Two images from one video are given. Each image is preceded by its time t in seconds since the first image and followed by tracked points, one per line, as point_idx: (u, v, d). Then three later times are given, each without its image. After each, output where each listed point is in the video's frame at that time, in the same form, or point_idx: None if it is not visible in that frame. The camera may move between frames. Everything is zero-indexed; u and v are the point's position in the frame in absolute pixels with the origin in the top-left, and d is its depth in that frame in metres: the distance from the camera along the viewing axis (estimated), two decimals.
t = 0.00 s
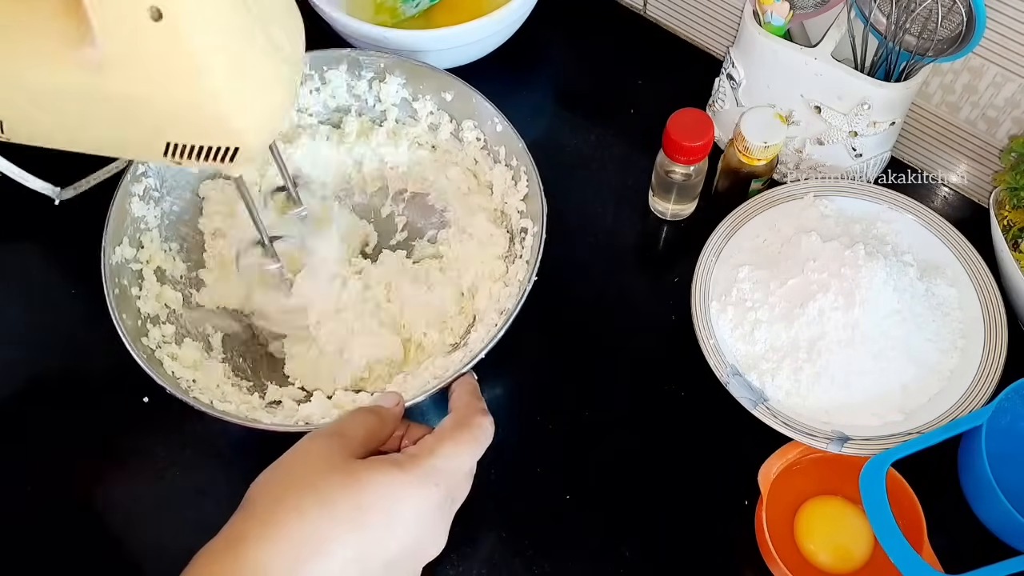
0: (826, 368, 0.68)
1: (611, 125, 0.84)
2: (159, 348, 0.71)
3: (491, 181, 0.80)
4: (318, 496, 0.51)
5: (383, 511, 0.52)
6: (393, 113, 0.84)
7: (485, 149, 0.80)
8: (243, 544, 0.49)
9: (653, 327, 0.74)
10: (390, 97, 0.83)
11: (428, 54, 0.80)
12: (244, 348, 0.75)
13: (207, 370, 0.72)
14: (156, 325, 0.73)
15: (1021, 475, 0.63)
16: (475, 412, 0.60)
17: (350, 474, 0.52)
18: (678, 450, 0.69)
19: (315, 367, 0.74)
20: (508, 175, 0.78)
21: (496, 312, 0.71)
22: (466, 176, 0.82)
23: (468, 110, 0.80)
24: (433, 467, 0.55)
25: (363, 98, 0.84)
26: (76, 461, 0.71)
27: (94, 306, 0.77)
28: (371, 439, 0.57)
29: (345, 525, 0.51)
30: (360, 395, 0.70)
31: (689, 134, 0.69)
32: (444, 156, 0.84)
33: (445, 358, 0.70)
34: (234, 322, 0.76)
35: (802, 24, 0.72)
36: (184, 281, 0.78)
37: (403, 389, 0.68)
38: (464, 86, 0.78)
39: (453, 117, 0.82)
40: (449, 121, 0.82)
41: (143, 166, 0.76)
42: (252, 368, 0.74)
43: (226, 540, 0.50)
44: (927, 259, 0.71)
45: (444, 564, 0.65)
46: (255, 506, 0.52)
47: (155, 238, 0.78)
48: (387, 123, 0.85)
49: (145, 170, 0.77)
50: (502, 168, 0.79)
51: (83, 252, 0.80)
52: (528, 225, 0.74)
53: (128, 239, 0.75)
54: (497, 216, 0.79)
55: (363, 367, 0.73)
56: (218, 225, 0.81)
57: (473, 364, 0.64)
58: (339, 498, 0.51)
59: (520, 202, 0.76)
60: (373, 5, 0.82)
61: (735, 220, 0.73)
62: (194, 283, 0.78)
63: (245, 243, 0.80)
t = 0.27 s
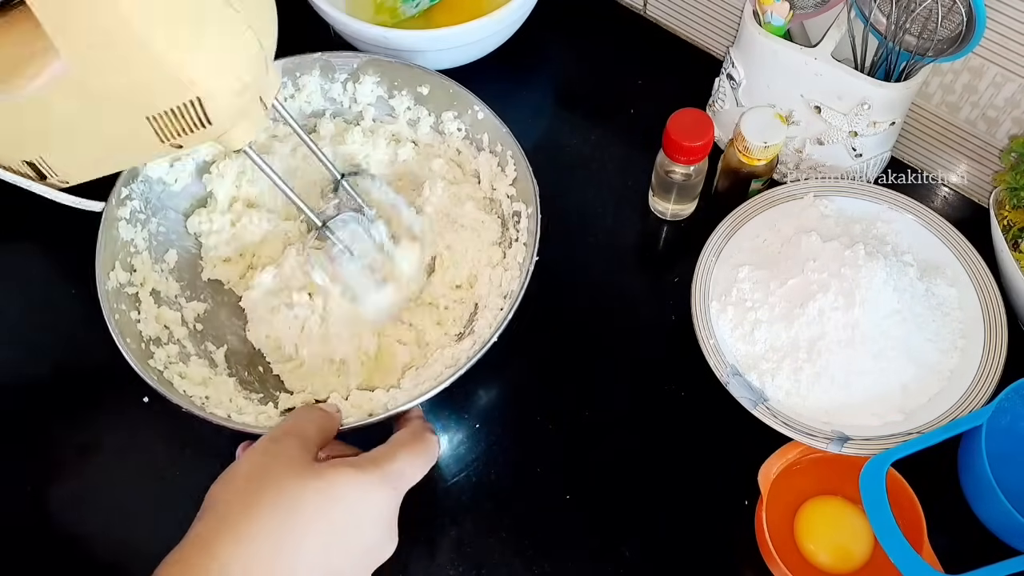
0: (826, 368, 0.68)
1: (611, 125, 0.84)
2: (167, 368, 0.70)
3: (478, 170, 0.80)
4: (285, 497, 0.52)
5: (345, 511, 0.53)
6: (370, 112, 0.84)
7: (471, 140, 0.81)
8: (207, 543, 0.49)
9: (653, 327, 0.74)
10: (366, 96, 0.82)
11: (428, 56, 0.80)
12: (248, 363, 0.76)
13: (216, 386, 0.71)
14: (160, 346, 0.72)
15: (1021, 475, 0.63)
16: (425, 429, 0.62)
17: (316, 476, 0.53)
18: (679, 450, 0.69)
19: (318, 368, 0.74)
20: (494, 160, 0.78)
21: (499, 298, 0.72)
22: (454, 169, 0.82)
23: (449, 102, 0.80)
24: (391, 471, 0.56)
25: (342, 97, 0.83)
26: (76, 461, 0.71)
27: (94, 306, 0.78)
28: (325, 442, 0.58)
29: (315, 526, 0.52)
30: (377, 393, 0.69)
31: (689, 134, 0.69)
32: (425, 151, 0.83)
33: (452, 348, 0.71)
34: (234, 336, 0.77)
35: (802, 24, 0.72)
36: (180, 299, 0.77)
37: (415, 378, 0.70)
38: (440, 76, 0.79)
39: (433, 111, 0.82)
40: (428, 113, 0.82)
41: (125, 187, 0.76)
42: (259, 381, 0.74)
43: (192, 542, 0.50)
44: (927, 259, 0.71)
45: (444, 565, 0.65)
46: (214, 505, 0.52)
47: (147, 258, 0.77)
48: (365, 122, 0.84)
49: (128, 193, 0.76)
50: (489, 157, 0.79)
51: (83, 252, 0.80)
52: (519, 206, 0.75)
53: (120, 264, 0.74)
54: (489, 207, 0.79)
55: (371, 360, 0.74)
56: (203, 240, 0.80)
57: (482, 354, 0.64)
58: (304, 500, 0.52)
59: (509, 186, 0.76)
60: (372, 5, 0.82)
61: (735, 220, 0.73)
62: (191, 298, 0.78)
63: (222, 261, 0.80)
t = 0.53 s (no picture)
0: (826, 368, 0.68)
1: (611, 125, 0.84)
2: (182, 404, 0.69)
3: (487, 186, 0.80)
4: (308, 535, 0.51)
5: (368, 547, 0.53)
6: (372, 132, 0.84)
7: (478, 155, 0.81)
8: None
9: (653, 327, 0.74)
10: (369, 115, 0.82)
11: (427, 56, 0.80)
12: (262, 391, 0.74)
13: (233, 419, 0.70)
14: (174, 381, 0.71)
15: (1021, 475, 0.63)
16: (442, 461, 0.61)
17: (334, 510, 0.52)
18: (679, 450, 0.69)
19: (334, 393, 0.73)
20: (502, 178, 0.79)
21: (515, 315, 0.72)
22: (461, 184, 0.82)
23: (456, 119, 0.80)
24: (411, 504, 0.56)
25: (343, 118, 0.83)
26: (76, 461, 0.71)
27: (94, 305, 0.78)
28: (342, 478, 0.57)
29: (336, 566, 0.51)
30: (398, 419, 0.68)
31: (689, 134, 0.69)
32: (430, 169, 0.83)
33: (469, 368, 0.71)
34: (245, 366, 0.75)
35: (802, 24, 0.72)
36: (189, 329, 0.76)
37: (435, 403, 0.68)
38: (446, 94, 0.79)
39: (436, 127, 0.82)
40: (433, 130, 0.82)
41: (129, 219, 0.74)
42: (274, 411, 0.73)
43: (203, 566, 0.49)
44: (927, 259, 0.71)
45: (444, 565, 0.65)
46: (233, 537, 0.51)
47: (154, 290, 0.76)
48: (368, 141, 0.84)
49: (133, 224, 0.75)
50: (498, 173, 0.79)
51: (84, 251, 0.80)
52: (531, 221, 0.75)
53: (128, 297, 0.73)
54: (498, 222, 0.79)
55: (391, 385, 0.73)
56: (209, 268, 0.79)
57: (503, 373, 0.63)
58: (324, 536, 0.51)
59: (519, 201, 0.77)
60: (372, 5, 0.82)
61: (735, 220, 0.73)
62: (200, 328, 0.76)
63: (230, 288, 0.78)
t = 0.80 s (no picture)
0: (826, 368, 0.68)
1: (611, 125, 0.84)
2: (185, 425, 0.69)
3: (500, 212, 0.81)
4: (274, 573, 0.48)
5: None
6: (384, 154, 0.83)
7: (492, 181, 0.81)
8: None
9: (653, 327, 0.74)
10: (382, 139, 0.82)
11: (427, 56, 0.80)
12: (264, 413, 0.74)
13: (234, 440, 0.70)
14: (176, 400, 0.70)
15: (1021, 475, 0.63)
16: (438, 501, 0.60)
17: (301, 543, 0.50)
18: (679, 450, 0.69)
19: (337, 416, 0.72)
20: (515, 205, 0.78)
21: (523, 348, 0.71)
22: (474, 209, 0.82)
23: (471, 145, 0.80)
24: (388, 541, 0.54)
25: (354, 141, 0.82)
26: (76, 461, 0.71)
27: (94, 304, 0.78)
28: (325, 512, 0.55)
29: None
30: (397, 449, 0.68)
31: (688, 133, 0.69)
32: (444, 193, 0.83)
33: (474, 400, 0.70)
34: (251, 384, 0.75)
35: (802, 24, 0.72)
36: (195, 346, 0.76)
37: (437, 435, 0.68)
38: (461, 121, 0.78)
39: (452, 151, 0.81)
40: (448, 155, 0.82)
41: (139, 236, 0.73)
42: (275, 432, 0.72)
43: None
44: (927, 259, 0.71)
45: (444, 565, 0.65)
46: None
47: (163, 307, 0.76)
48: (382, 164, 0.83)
49: (144, 241, 0.74)
50: (511, 199, 0.79)
51: (84, 252, 0.80)
52: (543, 254, 0.75)
53: (135, 314, 0.73)
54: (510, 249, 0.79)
55: (394, 414, 0.71)
56: (218, 285, 0.79)
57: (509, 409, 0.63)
58: (292, 568, 0.48)
59: (532, 232, 0.77)
60: (372, 6, 0.82)
61: (735, 220, 0.73)
62: (206, 345, 0.77)
63: (239, 306, 0.79)
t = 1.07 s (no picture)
0: (827, 368, 0.68)
1: (611, 125, 0.84)
2: (194, 399, 0.69)
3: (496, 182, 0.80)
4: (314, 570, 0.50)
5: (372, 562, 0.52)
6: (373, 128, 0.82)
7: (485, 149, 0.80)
8: None
9: (653, 327, 0.74)
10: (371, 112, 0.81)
11: (426, 56, 0.80)
12: (271, 386, 0.74)
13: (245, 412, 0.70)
14: (184, 375, 0.71)
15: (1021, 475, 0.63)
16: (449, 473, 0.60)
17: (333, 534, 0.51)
18: (680, 450, 0.68)
19: (342, 387, 0.72)
20: (510, 172, 0.78)
21: (525, 309, 0.72)
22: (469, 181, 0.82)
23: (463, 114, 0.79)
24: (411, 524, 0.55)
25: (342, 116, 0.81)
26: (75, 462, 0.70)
27: (92, 305, 0.77)
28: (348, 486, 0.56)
29: None
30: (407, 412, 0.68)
31: (688, 133, 0.69)
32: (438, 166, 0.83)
33: (478, 363, 0.70)
34: (256, 361, 0.75)
35: (803, 23, 0.72)
36: (200, 325, 0.75)
37: (445, 396, 0.68)
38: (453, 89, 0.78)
39: (445, 124, 0.81)
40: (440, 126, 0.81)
41: (139, 217, 0.73)
42: (284, 406, 0.72)
43: None
44: (927, 259, 0.71)
45: (444, 565, 0.65)
46: None
47: (165, 286, 0.75)
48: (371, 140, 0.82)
49: (144, 221, 0.74)
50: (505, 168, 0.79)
51: (83, 251, 0.80)
52: (541, 216, 0.75)
53: (139, 295, 0.72)
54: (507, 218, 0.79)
55: (400, 381, 0.72)
56: (219, 264, 0.79)
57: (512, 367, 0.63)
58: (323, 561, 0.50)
59: (527, 197, 0.77)
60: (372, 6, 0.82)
61: (735, 220, 0.73)
62: (210, 324, 0.76)
63: (241, 284, 0.78)
